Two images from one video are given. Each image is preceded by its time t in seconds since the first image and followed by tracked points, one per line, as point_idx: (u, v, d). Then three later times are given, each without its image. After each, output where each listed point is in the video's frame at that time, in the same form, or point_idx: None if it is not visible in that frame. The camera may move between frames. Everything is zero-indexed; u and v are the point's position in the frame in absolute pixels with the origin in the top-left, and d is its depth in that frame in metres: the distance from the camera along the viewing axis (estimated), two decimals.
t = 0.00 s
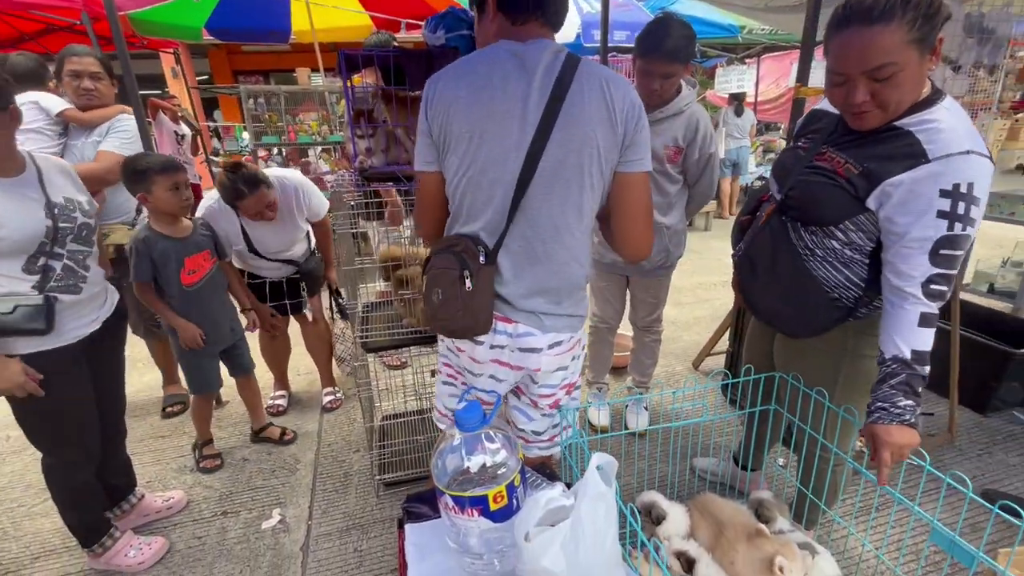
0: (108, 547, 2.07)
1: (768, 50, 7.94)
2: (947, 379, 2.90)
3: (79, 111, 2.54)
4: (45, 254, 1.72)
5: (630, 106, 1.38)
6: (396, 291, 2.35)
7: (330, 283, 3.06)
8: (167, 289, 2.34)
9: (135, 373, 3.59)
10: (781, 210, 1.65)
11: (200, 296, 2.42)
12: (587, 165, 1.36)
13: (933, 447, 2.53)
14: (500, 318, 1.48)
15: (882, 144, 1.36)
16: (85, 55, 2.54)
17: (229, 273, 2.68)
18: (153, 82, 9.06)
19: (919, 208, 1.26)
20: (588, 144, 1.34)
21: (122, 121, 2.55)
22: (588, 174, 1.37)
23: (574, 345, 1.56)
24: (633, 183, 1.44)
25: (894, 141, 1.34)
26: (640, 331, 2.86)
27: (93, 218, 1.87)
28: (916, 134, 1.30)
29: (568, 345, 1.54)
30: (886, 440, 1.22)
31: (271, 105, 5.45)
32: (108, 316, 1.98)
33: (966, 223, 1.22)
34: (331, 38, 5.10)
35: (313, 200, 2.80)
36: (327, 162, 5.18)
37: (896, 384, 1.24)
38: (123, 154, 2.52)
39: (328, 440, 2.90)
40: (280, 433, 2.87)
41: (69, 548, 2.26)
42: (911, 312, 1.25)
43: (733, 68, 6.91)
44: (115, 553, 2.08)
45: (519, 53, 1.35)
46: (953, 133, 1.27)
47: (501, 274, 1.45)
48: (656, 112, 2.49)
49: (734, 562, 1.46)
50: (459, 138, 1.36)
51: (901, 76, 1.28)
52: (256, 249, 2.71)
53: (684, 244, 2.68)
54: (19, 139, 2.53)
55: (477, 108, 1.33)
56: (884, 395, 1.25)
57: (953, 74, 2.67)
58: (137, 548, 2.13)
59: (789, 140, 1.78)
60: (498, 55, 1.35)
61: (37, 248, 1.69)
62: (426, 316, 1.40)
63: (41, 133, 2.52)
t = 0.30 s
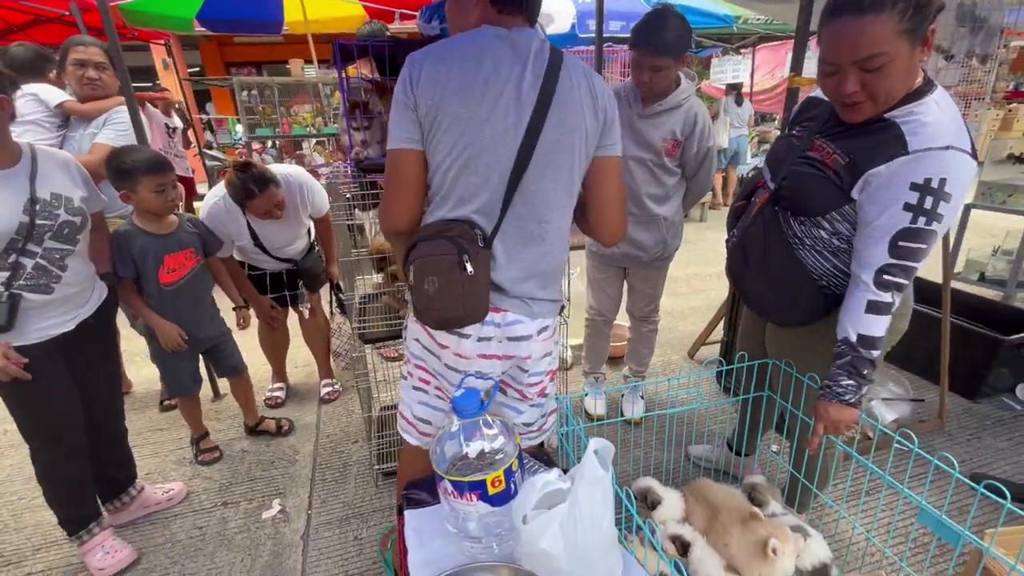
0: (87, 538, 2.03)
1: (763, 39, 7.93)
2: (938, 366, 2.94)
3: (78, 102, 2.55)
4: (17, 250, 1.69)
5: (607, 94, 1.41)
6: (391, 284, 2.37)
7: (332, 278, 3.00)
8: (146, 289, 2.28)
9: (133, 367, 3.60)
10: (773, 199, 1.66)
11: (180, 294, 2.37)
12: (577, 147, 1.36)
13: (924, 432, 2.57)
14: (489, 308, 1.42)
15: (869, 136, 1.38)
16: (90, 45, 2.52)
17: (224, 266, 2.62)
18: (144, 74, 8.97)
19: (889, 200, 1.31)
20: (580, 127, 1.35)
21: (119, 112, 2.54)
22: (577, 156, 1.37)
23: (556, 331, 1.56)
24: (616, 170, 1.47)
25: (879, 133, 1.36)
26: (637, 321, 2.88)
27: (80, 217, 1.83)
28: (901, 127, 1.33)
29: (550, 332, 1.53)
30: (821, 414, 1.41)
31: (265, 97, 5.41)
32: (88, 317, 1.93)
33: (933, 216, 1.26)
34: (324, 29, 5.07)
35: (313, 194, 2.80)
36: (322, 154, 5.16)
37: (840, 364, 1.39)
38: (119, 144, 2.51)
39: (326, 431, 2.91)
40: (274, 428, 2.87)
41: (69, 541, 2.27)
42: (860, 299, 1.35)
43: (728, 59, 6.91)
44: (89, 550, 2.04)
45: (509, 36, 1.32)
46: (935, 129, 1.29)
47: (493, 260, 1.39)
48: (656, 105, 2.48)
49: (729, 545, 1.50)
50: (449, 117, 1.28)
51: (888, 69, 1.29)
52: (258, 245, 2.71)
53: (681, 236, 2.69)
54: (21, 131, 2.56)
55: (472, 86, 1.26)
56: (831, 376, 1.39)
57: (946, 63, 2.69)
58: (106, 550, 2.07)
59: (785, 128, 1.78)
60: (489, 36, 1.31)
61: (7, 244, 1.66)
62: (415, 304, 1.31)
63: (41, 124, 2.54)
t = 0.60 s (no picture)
0: (49, 544, 2.01)
1: (757, 34, 7.94)
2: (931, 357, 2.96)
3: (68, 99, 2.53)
4: None
5: (525, 85, 1.29)
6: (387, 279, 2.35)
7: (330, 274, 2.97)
8: (147, 288, 2.24)
9: (128, 364, 3.58)
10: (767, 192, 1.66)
11: (182, 293, 2.32)
12: (493, 149, 1.26)
13: (917, 423, 2.59)
14: (436, 313, 1.34)
15: (862, 130, 1.39)
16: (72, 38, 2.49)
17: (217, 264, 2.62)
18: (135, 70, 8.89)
19: (876, 194, 1.32)
20: (494, 127, 1.25)
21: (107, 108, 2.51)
22: (495, 158, 1.27)
23: (516, 321, 1.47)
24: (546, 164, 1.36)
25: (872, 126, 1.36)
26: (633, 315, 2.89)
27: (54, 212, 1.82)
28: (894, 120, 1.33)
29: (509, 325, 1.43)
30: (791, 397, 1.48)
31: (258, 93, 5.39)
32: (68, 317, 1.92)
33: (917, 212, 1.28)
34: (318, 23, 5.04)
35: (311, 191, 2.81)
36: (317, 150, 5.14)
37: (811, 349, 1.43)
38: (110, 141, 2.51)
39: (323, 427, 2.91)
40: (263, 450, 2.67)
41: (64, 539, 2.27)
42: (838, 288, 1.38)
43: (722, 53, 6.91)
44: (54, 552, 2.03)
45: (410, 39, 1.22)
46: (927, 123, 1.30)
47: (429, 270, 1.32)
48: (651, 99, 2.48)
49: (724, 536, 1.53)
50: (354, 137, 1.23)
51: (876, 60, 1.29)
52: (257, 243, 2.69)
53: (676, 231, 2.69)
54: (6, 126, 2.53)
55: (369, 98, 1.19)
56: (803, 360, 1.44)
57: (938, 56, 2.71)
58: (73, 552, 2.06)
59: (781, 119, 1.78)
60: (388, 43, 1.22)
61: None
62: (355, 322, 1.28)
63: (28, 119, 2.52)
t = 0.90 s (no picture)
0: (49, 547, 2.01)
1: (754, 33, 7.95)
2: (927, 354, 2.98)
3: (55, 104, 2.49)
4: None
5: (413, 78, 1.14)
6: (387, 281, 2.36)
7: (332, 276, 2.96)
8: (159, 297, 2.05)
9: (127, 366, 3.58)
10: (764, 192, 1.67)
11: (194, 302, 2.13)
12: (374, 151, 1.15)
13: (914, 420, 2.61)
14: (342, 324, 1.34)
15: (854, 127, 1.40)
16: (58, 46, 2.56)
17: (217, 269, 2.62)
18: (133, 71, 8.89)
19: (870, 190, 1.33)
20: (371, 127, 1.14)
21: (100, 112, 2.55)
22: (377, 161, 1.16)
23: (449, 346, 1.38)
24: (445, 166, 1.18)
25: (864, 124, 1.37)
26: (630, 315, 2.90)
27: (28, 217, 1.81)
28: (886, 117, 1.34)
29: (431, 350, 1.35)
30: (788, 393, 1.49)
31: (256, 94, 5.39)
32: (51, 323, 1.89)
33: (911, 207, 1.29)
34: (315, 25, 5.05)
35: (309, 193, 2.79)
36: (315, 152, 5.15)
37: (808, 346, 1.43)
38: (107, 146, 2.56)
39: (322, 428, 2.92)
40: (263, 450, 2.68)
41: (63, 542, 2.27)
42: (833, 284, 1.39)
43: (719, 52, 6.93)
44: (53, 555, 2.03)
45: (294, 50, 1.20)
46: (918, 119, 1.31)
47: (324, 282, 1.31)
48: (646, 98, 2.49)
49: (722, 534, 1.53)
50: (256, 148, 1.28)
51: (854, 61, 1.30)
52: (259, 249, 2.69)
53: (671, 230, 2.70)
54: None
55: (262, 117, 1.22)
56: (799, 357, 1.44)
57: (934, 54, 2.72)
58: (74, 554, 2.06)
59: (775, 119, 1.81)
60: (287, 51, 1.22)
61: None
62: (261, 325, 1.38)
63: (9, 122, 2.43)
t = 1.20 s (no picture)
0: (51, 550, 2.02)
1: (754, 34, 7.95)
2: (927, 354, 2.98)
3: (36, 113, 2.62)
4: None
5: (368, 87, 1.12)
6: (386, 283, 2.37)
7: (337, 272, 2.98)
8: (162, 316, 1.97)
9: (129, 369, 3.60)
10: (759, 194, 1.68)
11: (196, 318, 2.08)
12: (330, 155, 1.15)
13: (914, 420, 2.61)
14: (311, 319, 1.38)
15: (842, 127, 1.41)
16: (42, 55, 2.65)
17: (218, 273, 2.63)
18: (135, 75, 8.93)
19: (857, 188, 1.34)
20: (327, 132, 1.14)
21: (82, 119, 2.70)
22: (326, 165, 1.16)
23: (411, 359, 1.35)
24: (393, 179, 1.12)
25: (852, 123, 1.38)
26: (630, 316, 2.90)
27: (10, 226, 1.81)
28: (870, 115, 1.36)
29: (389, 362, 1.33)
30: (783, 391, 1.49)
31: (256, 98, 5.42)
32: (41, 329, 1.89)
33: (898, 203, 1.29)
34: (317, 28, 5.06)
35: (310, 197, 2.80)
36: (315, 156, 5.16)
37: (801, 343, 1.44)
38: (90, 151, 2.70)
39: (323, 430, 2.93)
40: (262, 449, 2.72)
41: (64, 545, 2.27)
42: (825, 281, 1.40)
43: (718, 53, 6.94)
44: (55, 558, 2.04)
45: (295, 55, 1.27)
46: (903, 117, 1.32)
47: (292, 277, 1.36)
48: (646, 100, 2.50)
49: (721, 533, 1.54)
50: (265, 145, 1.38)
51: (823, 54, 1.35)
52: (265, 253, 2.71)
53: (671, 232, 2.71)
54: None
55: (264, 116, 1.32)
56: (793, 355, 1.45)
57: (931, 55, 2.72)
58: (76, 556, 2.07)
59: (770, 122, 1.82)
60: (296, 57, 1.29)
61: None
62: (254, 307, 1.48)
63: None
